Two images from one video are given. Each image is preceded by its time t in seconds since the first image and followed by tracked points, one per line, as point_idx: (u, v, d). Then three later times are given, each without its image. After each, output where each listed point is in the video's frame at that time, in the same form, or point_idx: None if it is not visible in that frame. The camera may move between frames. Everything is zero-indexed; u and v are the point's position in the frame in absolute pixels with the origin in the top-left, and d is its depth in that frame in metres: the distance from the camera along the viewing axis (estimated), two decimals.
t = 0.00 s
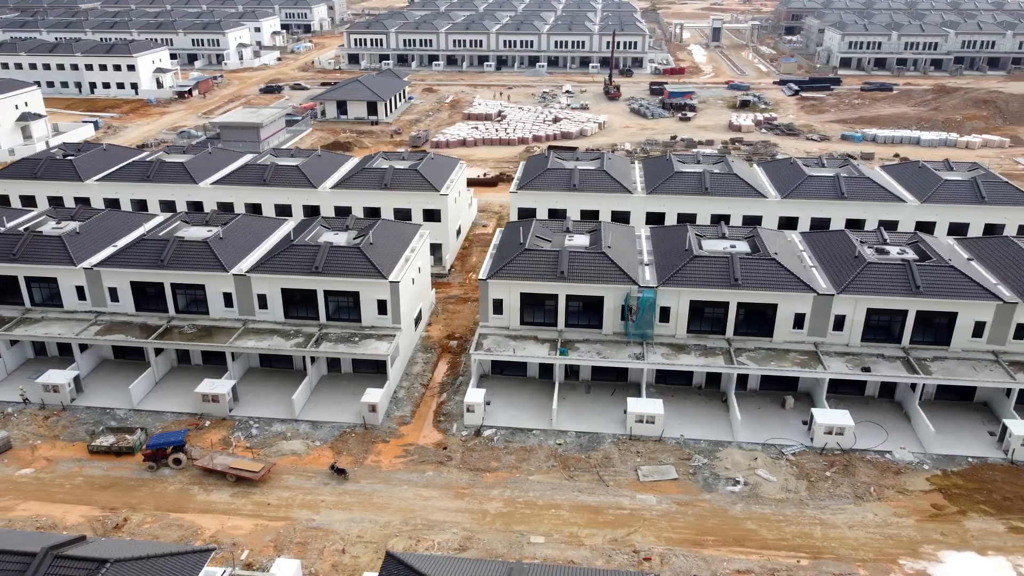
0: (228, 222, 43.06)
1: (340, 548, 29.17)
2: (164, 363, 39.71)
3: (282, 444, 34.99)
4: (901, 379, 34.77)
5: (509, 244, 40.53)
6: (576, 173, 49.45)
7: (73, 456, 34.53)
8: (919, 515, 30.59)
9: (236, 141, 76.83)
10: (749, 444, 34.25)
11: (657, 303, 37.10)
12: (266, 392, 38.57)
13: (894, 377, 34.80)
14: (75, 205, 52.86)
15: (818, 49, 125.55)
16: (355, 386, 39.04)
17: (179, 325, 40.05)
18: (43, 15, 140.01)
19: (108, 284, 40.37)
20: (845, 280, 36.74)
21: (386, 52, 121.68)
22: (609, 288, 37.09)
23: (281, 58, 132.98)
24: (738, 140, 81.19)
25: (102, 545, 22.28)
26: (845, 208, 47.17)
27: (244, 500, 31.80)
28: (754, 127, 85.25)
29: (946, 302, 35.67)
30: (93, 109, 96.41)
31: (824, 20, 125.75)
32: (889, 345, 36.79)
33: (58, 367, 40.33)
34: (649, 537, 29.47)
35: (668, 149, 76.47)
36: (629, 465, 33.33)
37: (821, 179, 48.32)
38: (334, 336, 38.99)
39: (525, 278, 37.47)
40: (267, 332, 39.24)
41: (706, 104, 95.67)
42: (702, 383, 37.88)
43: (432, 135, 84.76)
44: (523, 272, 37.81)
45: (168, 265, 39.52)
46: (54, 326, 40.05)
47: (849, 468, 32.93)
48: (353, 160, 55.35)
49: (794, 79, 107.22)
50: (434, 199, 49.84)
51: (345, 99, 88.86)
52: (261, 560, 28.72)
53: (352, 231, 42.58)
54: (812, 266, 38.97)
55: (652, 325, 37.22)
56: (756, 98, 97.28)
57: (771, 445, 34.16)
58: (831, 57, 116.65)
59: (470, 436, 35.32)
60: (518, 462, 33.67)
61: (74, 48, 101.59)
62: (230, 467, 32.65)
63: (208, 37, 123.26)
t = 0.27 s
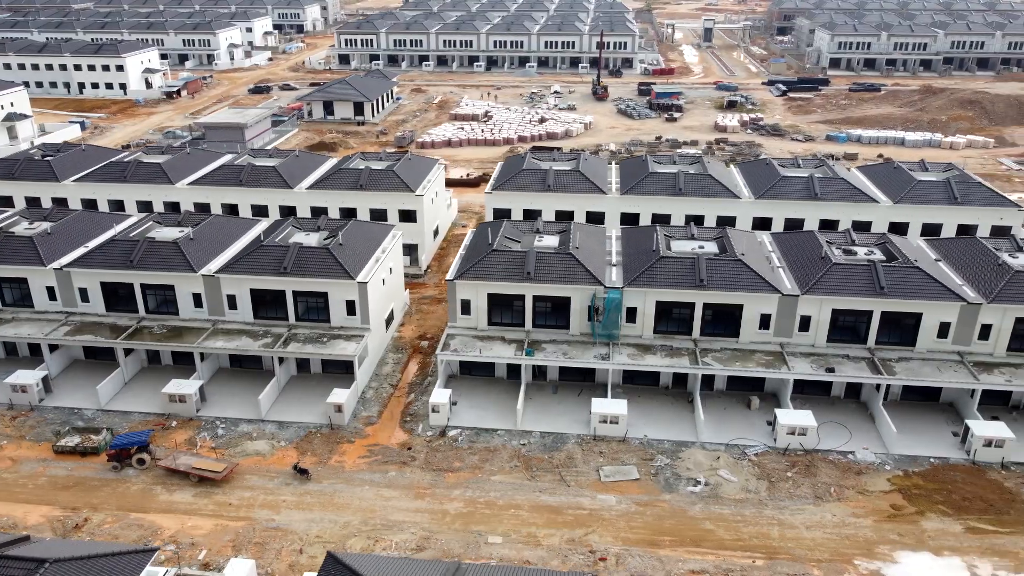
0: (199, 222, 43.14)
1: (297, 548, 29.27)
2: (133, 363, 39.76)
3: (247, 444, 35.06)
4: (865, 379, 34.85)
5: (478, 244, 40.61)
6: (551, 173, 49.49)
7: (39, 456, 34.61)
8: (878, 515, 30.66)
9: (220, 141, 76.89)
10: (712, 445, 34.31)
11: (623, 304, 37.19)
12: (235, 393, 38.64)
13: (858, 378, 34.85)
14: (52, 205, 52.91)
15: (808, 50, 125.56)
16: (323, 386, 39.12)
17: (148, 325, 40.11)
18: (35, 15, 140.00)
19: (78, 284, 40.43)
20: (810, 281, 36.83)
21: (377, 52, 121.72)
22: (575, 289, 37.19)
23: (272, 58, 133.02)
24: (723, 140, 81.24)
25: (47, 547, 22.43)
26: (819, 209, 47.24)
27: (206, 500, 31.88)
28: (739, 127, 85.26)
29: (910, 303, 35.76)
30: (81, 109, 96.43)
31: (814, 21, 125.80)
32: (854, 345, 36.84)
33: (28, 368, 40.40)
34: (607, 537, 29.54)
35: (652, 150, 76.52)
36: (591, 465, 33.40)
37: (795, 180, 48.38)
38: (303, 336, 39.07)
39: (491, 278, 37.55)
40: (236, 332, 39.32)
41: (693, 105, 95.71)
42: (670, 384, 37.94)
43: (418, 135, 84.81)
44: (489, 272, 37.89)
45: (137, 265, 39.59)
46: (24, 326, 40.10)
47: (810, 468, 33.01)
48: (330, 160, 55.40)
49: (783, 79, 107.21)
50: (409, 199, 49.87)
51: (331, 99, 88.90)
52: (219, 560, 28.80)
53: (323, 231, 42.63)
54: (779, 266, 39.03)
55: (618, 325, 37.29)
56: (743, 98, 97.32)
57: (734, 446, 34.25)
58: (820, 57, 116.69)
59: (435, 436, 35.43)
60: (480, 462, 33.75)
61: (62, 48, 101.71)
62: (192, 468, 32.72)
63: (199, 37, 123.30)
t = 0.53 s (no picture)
0: (171, 223, 43.22)
1: (255, 548, 29.35)
2: (103, 364, 39.82)
3: (212, 444, 35.13)
4: (828, 380, 34.93)
5: (447, 245, 40.68)
6: (526, 174, 49.55)
7: (3, 456, 34.68)
8: (836, 515, 30.71)
9: (205, 142, 76.97)
10: (675, 445, 34.40)
11: (589, 304, 37.29)
12: (203, 393, 38.72)
13: (821, 379, 34.92)
14: (29, 206, 53.02)
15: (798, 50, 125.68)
16: (291, 387, 39.20)
17: (118, 325, 40.18)
18: (27, 15, 140.08)
19: (48, 285, 40.50)
20: (775, 282, 36.91)
21: (367, 53, 121.82)
22: (541, 289, 37.29)
23: (263, 59, 133.16)
24: (707, 141, 81.31)
25: None
26: (792, 210, 47.27)
27: (167, 500, 31.96)
28: (725, 128, 85.34)
29: (874, 303, 35.86)
30: (69, 109, 96.52)
31: (804, 22, 125.92)
32: (820, 346, 36.93)
33: None
34: (563, 538, 29.61)
35: (636, 151, 76.62)
36: (553, 465, 33.47)
37: (768, 181, 48.37)
38: (271, 336, 39.14)
39: (457, 279, 37.65)
40: (205, 333, 39.41)
41: (680, 105, 95.79)
42: (636, 384, 38.03)
43: (403, 136, 84.89)
44: (456, 273, 37.99)
45: (106, 266, 39.67)
46: None
47: (771, 469, 33.08)
48: (308, 161, 55.47)
49: (771, 80, 107.32)
50: (384, 200, 49.92)
51: (318, 100, 88.97)
52: (176, 560, 28.88)
53: (294, 232, 42.72)
54: (746, 267, 39.11)
55: (584, 325, 37.40)
56: (731, 99, 97.39)
57: (696, 446, 34.33)
58: (810, 58, 116.78)
59: (400, 436, 35.51)
60: (443, 463, 33.83)
61: (51, 48, 101.79)
62: (154, 468, 32.79)
63: (189, 37, 123.40)
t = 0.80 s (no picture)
0: (142, 225, 43.31)
1: (211, 549, 29.38)
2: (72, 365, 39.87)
3: (176, 445, 35.18)
4: (791, 382, 34.98)
5: (415, 246, 40.72)
6: (500, 175, 49.58)
7: None
8: (794, 517, 30.71)
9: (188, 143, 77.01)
10: (637, 447, 34.47)
11: (555, 306, 37.35)
12: (171, 394, 38.79)
13: (784, 380, 34.97)
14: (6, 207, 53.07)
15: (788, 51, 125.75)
16: (259, 388, 39.26)
17: (87, 327, 40.24)
18: (18, 16, 140.07)
19: (17, 287, 40.55)
20: (740, 284, 36.95)
21: (357, 53, 121.86)
22: (507, 291, 37.36)
23: (255, 59, 133.23)
24: (692, 142, 81.33)
25: None
26: (765, 211, 47.29)
27: (128, 502, 32.01)
28: (710, 129, 85.37)
29: (837, 305, 35.90)
30: (57, 110, 96.55)
31: (795, 23, 126.00)
32: (785, 348, 36.98)
33: None
34: (520, 539, 29.64)
35: (619, 152, 76.67)
36: (514, 467, 33.51)
37: (743, 182, 48.34)
38: (238, 338, 39.20)
39: (424, 281, 37.72)
40: (173, 334, 39.48)
41: (667, 106, 95.85)
42: (603, 386, 38.12)
43: (389, 137, 84.93)
44: (422, 275, 38.05)
45: (74, 268, 39.75)
46: None
47: (732, 470, 33.13)
48: (285, 163, 55.53)
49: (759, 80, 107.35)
50: (359, 201, 49.96)
51: (304, 101, 89.00)
52: (132, 561, 28.92)
53: (264, 233, 42.78)
54: (712, 268, 39.17)
55: (549, 327, 37.47)
56: (718, 100, 97.43)
57: (659, 447, 34.41)
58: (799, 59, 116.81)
59: (364, 438, 35.58)
60: (405, 464, 33.86)
61: (39, 49, 101.82)
62: (116, 470, 32.85)
63: (180, 38, 123.42)
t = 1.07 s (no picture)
0: (113, 227, 43.40)
1: (168, 551, 29.43)
2: (40, 366, 39.91)
3: (140, 447, 35.23)
4: (754, 384, 35.03)
5: (383, 248, 40.77)
6: (475, 176, 49.61)
7: None
8: (751, 519, 30.74)
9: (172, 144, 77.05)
10: (599, 448, 34.53)
11: (520, 308, 37.41)
12: (138, 396, 38.84)
13: (747, 382, 35.00)
14: None
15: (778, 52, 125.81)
16: (227, 389, 39.31)
17: (56, 328, 40.30)
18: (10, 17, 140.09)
19: None
20: (704, 285, 37.00)
21: (347, 54, 121.91)
22: (472, 293, 37.40)
23: (245, 60, 133.29)
24: (676, 143, 81.36)
25: None
26: (737, 212, 47.32)
27: (88, 503, 32.06)
28: (696, 130, 85.39)
29: (801, 307, 35.96)
30: (44, 111, 96.59)
31: (785, 23, 126.09)
32: (750, 350, 37.03)
33: None
34: (477, 541, 29.71)
35: (603, 153, 76.69)
36: (476, 469, 33.56)
37: (716, 183, 48.37)
38: (206, 339, 39.26)
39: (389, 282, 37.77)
40: (141, 336, 39.53)
41: (653, 107, 95.91)
42: (569, 387, 38.22)
43: (374, 138, 84.97)
44: (389, 276, 38.10)
45: (43, 270, 39.83)
46: None
47: (692, 472, 33.17)
48: (263, 164, 55.58)
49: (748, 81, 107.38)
50: (333, 203, 50.00)
51: (290, 102, 89.00)
52: (88, 563, 28.97)
53: (235, 235, 42.85)
54: (679, 270, 39.21)
55: (515, 328, 37.51)
56: (705, 101, 97.47)
57: (621, 449, 34.46)
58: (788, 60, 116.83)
59: (329, 439, 35.62)
60: (367, 466, 33.91)
61: (26, 50, 101.85)
62: (78, 471, 32.90)
63: (170, 39, 123.45)
